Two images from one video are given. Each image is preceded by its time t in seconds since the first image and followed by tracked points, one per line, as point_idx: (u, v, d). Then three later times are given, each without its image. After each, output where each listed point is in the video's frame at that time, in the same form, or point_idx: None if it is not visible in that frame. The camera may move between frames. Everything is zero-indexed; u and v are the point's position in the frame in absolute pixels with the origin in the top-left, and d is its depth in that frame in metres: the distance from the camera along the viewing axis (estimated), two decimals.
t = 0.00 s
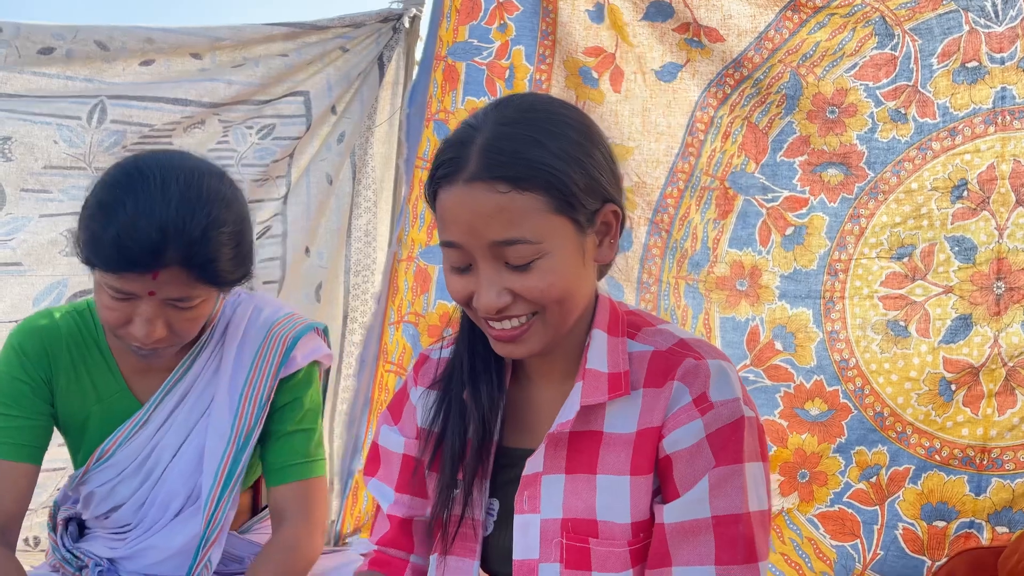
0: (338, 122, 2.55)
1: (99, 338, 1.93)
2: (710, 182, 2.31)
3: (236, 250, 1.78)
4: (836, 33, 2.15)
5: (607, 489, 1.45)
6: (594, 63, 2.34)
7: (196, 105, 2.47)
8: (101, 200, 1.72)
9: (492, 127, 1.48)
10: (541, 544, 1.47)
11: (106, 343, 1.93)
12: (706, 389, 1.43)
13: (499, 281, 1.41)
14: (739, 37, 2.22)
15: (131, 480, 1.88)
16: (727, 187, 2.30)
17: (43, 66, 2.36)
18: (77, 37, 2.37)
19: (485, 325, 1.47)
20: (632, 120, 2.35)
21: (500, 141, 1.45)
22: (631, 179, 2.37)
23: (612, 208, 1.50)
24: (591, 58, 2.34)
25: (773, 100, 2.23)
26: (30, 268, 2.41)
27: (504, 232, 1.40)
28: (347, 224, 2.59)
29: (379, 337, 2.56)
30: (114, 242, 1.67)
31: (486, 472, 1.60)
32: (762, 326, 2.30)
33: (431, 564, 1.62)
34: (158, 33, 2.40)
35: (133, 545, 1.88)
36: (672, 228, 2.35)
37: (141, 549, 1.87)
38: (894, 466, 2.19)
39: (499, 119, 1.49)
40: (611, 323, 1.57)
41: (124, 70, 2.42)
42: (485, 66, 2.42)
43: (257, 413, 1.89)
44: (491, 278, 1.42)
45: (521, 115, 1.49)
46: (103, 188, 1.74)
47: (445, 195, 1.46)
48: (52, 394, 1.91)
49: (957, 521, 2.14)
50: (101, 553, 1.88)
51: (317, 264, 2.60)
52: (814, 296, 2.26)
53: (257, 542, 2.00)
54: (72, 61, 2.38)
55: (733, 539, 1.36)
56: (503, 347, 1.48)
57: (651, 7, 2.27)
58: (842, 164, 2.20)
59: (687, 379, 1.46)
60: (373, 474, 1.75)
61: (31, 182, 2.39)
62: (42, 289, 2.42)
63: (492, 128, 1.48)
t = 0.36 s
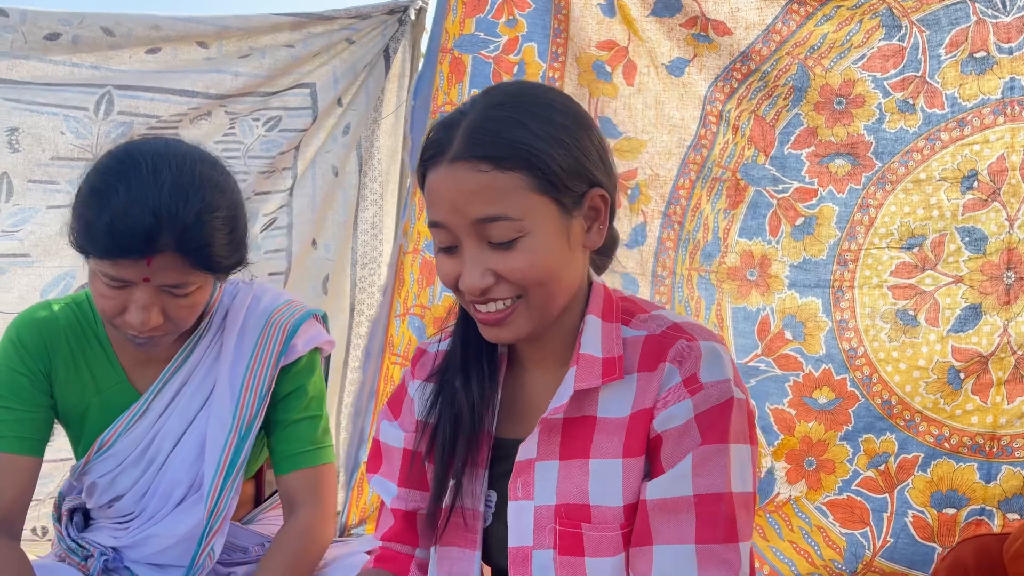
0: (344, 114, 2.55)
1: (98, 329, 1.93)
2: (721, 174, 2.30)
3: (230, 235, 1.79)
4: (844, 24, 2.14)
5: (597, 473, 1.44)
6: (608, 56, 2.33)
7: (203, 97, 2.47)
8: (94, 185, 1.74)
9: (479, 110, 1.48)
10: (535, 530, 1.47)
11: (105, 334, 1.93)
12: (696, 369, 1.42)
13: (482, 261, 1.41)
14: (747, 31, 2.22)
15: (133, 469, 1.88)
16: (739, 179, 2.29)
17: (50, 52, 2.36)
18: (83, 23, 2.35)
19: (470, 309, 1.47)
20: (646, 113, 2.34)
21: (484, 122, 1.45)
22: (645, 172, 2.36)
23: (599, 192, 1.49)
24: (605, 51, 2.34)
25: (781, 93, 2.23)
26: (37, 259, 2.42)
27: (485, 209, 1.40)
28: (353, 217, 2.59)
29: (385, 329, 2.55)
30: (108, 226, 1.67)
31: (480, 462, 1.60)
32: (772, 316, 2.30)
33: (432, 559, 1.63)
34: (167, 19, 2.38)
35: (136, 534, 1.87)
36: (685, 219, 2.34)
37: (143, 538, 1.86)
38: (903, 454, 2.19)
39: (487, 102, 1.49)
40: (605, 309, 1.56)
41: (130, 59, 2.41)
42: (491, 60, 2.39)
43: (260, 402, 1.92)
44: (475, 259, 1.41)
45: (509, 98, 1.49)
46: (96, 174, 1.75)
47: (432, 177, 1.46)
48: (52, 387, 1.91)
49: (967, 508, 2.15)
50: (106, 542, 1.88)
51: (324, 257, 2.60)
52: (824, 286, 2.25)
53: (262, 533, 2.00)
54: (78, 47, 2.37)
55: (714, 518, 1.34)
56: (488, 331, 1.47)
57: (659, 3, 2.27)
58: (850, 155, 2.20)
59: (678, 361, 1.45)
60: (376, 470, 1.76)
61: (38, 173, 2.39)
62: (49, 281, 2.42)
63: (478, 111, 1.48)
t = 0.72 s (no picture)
0: (354, 106, 2.56)
1: (122, 319, 1.95)
2: (735, 166, 2.32)
3: (265, 231, 1.84)
4: (852, 16, 2.15)
5: (570, 459, 1.43)
6: (623, 49, 2.35)
7: (213, 88, 2.48)
8: (133, 176, 1.77)
9: (449, 100, 1.48)
10: (517, 524, 1.45)
11: (129, 325, 1.95)
12: (670, 352, 1.41)
13: (457, 252, 1.40)
14: (759, 22, 2.22)
15: (155, 458, 1.90)
16: (752, 171, 2.31)
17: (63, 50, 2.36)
18: (95, 21, 2.37)
19: (448, 302, 1.46)
20: (660, 105, 2.35)
21: (454, 112, 1.44)
22: (660, 164, 2.38)
23: (573, 179, 1.48)
24: (620, 45, 2.35)
25: (793, 85, 2.23)
26: (50, 249, 2.43)
27: (458, 198, 1.39)
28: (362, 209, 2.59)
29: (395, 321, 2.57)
30: (149, 217, 1.70)
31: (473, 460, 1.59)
32: (782, 307, 2.31)
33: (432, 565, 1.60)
34: (175, 16, 2.40)
35: (153, 520, 1.89)
36: (699, 212, 2.36)
37: (161, 525, 1.88)
38: (909, 443, 2.19)
39: (458, 92, 1.48)
40: (588, 298, 1.54)
41: (142, 55, 2.43)
42: (502, 55, 2.39)
43: (285, 403, 1.95)
44: (450, 251, 1.40)
45: (480, 87, 1.48)
46: (136, 164, 1.78)
47: (404, 170, 1.45)
48: (75, 377, 1.92)
49: (974, 496, 2.13)
50: (119, 528, 1.89)
51: (333, 248, 2.61)
52: (834, 276, 2.27)
53: (275, 522, 2.02)
54: (90, 45, 2.38)
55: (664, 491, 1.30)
56: (467, 324, 1.46)
57: None
58: (860, 147, 2.21)
59: (653, 344, 1.44)
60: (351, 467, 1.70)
61: (51, 164, 2.39)
62: (61, 271, 2.44)
63: (449, 102, 1.47)
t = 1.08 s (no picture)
0: (368, 102, 2.58)
1: (152, 312, 1.98)
2: (748, 162, 2.32)
3: (305, 230, 1.90)
4: (874, 7, 2.14)
5: (558, 461, 1.44)
6: (635, 45, 2.34)
7: (230, 85, 2.51)
8: (182, 170, 1.80)
9: (410, 108, 1.43)
10: (513, 526, 1.47)
11: (159, 317, 1.99)
12: (648, 346, 1.39)
13: (434, 262, 1.35)
14: (782, 12, 2.21)
15: (180, 450, 1.94)
16: (765, 167, 2.31)
17: (84, 52, 2.39)
18: (115, 23, 2.39)
19: (429, 312, 1.42)
20: (672, 101, 2.35)
21: (415, 121, 1.40)
22: (672, 160, 2.37)
23: (544, 177, 1.44)
24: (632, 41, 2.34)
25: (816, 79, 2.23)
26: (71, 245, 2.48)
27: (428, 208, 1.35)
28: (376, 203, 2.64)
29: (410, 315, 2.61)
30: (197, 211, 1.74)
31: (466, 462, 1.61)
32: (796, 303, 2.31)
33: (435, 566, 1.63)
34: (194, 16, 2.43)
35: (176, 512, 1.92)
36: (711, 208, 2.36)
37: (184, 516, 1.91)
38: (924, 439, 2.19)
39: (417, 99, 1.44)
40: (567, 295, 1.52)
41: (161, 55, 2.46)
42: (516, 49, 2.40)
43: (309, 397, 1.98)
44: (425, 260, 1.36)
45: (441, 91, 1.43)
46: (184, 158, 1.82)
47: (370, 183, 1.41)
48: (105, 368, 1.95)
49: (989, 492, 2.12)
50: (142, 519, 1.93)
51: (348, 243, 2.63)
52: (848, 272, 2.26)
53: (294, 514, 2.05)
54: (111, 46, 2.41)
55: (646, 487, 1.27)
56: (450, 332, 1.43)
57: None
58: (881, 140, 2.20)
59: (632, 338, 1.43)
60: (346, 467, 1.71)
61: (72, 160, 2.44)
62: (81, 267, 2.48)
63: (409, 109, 1.43)
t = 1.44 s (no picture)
0: (394, 96, 2.63)
1: (187, 304, 2.02)
2: (772, 154, 2.31)
3: (343, 225, 1.93)
4: (893, 2, 2.12)
5: (581, 456, 1.45)
6: (657, 37, 2.35)
7: (258, 80, 2.55)
8: (227, 163, 1.84)
9: (412, 118, 1.46)
10: (536, 521, 1.49)
11: (194, 309, 2.03)
12: (663, 335, 1.41)
13: (445, 266, 1.37)
14: (801, 8, 2.20)
15: (213, 439, 1.98)
16: (789, 159, 2.30)
17: (117, 53, 2.43)
18: (146, 25, 2.44)
19: (443, 317, 1.44)
20: (695, 92, 2.35)
21: (418, 130, 1.43)
22: (695, 152, 2.38)
23: (548, 177, 1.46)
24: (654, 32, 2.35)
25: (834, 72, 2.21)
26: (105, 237, 2.52)
27: (435, 215, 1.37)
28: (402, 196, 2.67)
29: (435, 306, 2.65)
30: (242, 203, 1.77)
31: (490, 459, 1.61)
32: (821, 297, 2.30)
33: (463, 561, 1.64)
34: (220, 16, 2.47)
35: (209, 500, 1.96)
36: (735, 201, 2.36)
37: (217, 504, 1.94)
38: (949, 435, 2.18)
39: (418, 109, 1.47)
40: (581, 292, 1.54)
41: (191, 55, 2.50)
42: (540, 42, 2.42)
43: (341, 384, 2.01)
44: (436, 266, 1.37)
45: (442, 99, 1.46)
46: (229, 152, 1.85)
47: (378, 196, 1.44)
48: (141, 358, 1.99)
49: (1014, 489, 2.11)
50: (175, 507, 1.96)
51: (373, 235, 2.66)
52: (874, 267, 2.25)
53: (324, 502, 2.09)
54: (143, 47, 2.45)
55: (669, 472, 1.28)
56: (466, 335, 1.44)
57: None
58: (904, 134, 2.17)
59: (646, 328, 1.44)
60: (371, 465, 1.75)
61: (105, 155, 2.48)
62: (116, 258, 2.54)
63: (412, 120, 1.45)
